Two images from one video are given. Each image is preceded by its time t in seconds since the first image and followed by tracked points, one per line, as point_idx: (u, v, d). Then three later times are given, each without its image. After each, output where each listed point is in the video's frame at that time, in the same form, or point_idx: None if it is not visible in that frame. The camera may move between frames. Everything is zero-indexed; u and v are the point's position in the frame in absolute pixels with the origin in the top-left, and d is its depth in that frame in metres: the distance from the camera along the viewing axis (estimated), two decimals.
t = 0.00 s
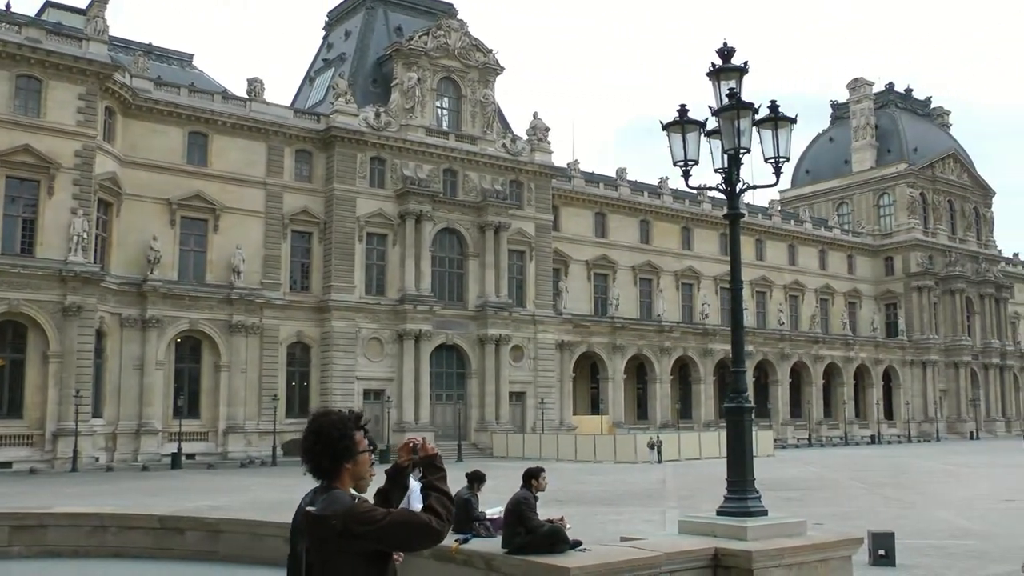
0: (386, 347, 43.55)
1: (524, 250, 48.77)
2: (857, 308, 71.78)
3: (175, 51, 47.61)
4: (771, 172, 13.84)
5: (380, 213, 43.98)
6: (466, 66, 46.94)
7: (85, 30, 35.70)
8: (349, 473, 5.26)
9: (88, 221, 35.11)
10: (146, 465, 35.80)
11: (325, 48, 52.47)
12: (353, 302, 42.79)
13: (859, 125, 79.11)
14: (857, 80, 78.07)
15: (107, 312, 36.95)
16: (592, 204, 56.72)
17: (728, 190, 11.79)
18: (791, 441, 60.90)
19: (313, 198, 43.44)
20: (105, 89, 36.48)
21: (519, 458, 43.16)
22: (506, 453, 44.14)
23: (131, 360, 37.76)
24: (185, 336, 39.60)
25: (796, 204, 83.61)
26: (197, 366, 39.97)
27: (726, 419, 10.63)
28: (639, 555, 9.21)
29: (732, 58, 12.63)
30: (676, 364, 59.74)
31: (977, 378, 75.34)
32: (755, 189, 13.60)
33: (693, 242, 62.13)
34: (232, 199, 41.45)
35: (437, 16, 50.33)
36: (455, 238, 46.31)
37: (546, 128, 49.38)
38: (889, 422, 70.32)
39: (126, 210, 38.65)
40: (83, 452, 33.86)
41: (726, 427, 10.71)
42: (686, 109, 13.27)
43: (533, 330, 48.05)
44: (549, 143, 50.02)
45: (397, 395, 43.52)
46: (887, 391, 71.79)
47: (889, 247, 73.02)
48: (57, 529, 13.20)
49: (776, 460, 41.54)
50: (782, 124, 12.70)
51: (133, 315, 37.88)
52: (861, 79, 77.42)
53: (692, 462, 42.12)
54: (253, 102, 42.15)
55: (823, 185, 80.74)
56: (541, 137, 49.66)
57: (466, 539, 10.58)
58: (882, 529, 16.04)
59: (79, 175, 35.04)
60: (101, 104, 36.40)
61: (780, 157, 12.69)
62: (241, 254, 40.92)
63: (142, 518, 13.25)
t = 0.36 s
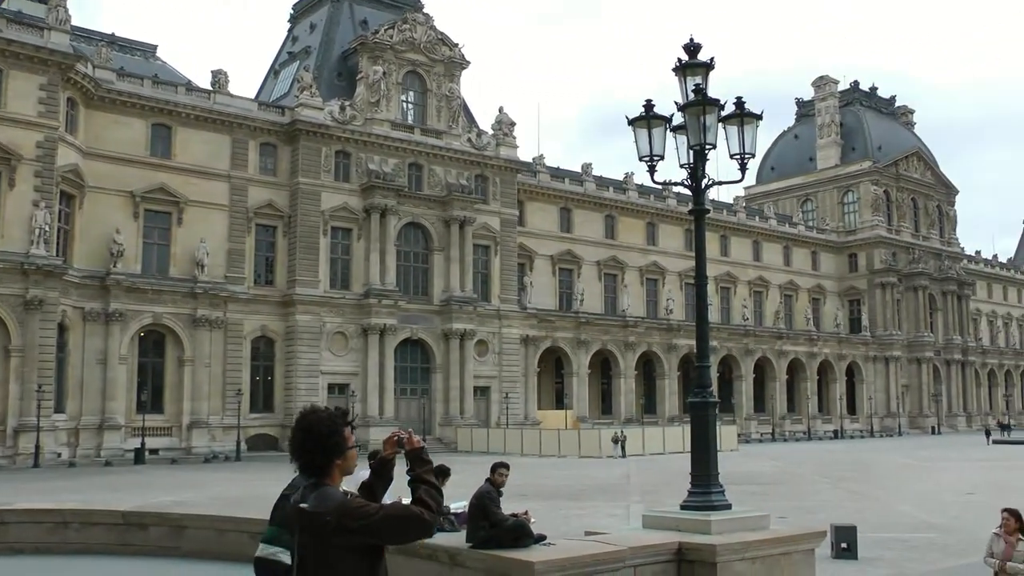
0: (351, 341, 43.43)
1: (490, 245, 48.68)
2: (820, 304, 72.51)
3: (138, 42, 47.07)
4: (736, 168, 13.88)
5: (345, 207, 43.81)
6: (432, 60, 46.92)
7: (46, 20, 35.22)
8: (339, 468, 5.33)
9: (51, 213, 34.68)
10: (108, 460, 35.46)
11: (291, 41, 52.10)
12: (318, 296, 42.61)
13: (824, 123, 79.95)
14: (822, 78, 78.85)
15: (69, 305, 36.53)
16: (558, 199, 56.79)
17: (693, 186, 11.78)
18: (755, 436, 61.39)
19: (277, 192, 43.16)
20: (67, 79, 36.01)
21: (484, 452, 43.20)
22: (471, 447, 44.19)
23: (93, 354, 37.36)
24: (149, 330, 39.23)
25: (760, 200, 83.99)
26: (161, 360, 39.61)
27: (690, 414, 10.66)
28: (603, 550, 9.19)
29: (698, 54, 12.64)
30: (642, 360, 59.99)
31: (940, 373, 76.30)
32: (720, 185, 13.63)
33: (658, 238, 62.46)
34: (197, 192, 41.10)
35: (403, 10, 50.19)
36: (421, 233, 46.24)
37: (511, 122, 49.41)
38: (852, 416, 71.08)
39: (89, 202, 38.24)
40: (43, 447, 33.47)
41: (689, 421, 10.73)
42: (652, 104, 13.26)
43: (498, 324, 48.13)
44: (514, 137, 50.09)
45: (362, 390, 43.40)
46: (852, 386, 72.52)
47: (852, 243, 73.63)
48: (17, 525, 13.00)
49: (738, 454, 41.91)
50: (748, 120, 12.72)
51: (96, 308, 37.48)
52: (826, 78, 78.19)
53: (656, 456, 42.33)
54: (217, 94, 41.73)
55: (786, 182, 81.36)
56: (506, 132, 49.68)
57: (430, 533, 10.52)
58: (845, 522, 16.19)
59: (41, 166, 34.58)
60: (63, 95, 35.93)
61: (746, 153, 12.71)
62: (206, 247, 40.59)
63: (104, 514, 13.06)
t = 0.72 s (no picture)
0: (315, 337, 43.22)
1: (455, 241, 48.66)
2: (785, 301, 73.24)
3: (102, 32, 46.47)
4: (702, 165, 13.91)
5: (310, 202, 43.60)
6: (398, 55, 46.82)
7: (7, 10, 34.76)
8: (328, 463, 5.55)
9: (13, 206, 34.20)
10: (70, 457, 35.09)
11: (256, 34, 51.63)
12: (283, 292, 42.36)
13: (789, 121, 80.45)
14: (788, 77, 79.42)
15: (31, 300, 36.06)
16: (524, 195, 56.79)
17: (658, 183, 11.79)
18: (719, 432, 61.74)
19: (241, 186, 42.85)
20: (29, 70, 35.50)
21: (448, 449, 43.22)
22: (436, 444, 44.26)
23: (56, 350, 36.92)
24: (112, 325, 38.83)
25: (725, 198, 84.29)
26: (124, 356, 39.22)
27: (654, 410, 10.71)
28: (566, 546, 9.20)
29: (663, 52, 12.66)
30: (607, 356, 60.20)
31: (903, 370, 77.28)
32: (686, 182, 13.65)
33: (623, 235, 62.69)
34: (161, 186, 40.73)
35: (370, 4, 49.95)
36: (386, 228, 46.16)
37: (477, 119, 49.38)
38: (816, 412, 71.79)
39: (52, 194, 37.79)
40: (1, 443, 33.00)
41: (654, 417, 10.78)
42: (617, 101, 13.26)
43: (463, 320, 48.13)
44: (480, 134, 50.08)
45: (326, 385, 43.21)
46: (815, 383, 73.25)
47: (816, 241, 74.35)
48: None
49: (701, 450, 42.18)
50: (712, 118, 12.75)
51: (59, 303, 37.04)
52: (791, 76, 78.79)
53: (621, 453, 42.55)
54: (181, 88, 41.32)
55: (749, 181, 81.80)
56: (472, 128, 49.66)
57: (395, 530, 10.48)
58: (807, 517, 16.34)
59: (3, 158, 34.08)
60: (25, 86, 35.42)
61: (711, 151, 12.74)
62: (169, 242, 40.24)
63: (64, 512, 12.89)
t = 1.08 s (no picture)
0: (279, 332, 42.99)
1: (421, 236, 48.64)
2: (750, 300, 73.69)
3: (66, 21, 45.92)
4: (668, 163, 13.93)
5: (275, 196, 43.42)
6: (365, 50, 46.74)
7: None
8: (301, 458, 5.54)
9: None
10: (30, 452, 34.70)
11: (223, 26, 51.19)
12: (247, 286, 42.08)
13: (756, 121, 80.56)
14: (754, 76, 79.46)
15: None
16: (490, 191, 56.78)
17: (623, 181, 11.80)
18: (683, 429, 61.99)
19: (207, 179, 42.53)
20: None
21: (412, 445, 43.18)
22: (400, 440, 44.24)
23: (17, 343, 36.46)
24: (74, 318, 38.39)
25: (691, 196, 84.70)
26: (86, 349, 38.81)
27: (619, 407, 10.73)
28: (529, 543, 9.20)
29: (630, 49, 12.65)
30: (572, 353, 60.27)
31: (866, 369, 78.12)
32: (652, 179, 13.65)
33: (589, 232, 62.92)
34: (126, 178, 40.35)
35: None
36: (351, 223, 46.04)
37: (444, 114, 49.35)
38: (779, 410, 72.29)
39: (14, 185, 37.29)
40: None
41: (618, 414, 10.80)
42: (584, 98, 13.24)
43: (428, 316, 48.08)
44: (447, 129, 50.07)
45: (290, 380, 42.99)
46: (779, 380, 73.73)
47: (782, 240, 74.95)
48: None
49: (664, 448, 42.44)
50: (678, 116, 12.76)
51: (20, 295, 36.56)
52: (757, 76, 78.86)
53: (584, 450, 42.66)
54: (147, 79, 40.92)
55: (715, 179, 82.30)
56: (439, 124, 49.63)
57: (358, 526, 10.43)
58: (770, 514, 16.47)
59: None
60: None
61: (677, 148, 12.76)
62: (134, 234, 39.85)
63: (23, 508, 12.75)
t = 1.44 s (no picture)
0: (244, 327, 42.78)
1: (387, 232, 48.58)
2: (716, 296, 74.29)
3: (29, 12, 45.35)
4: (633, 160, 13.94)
5: (241, 190, 43.16)
6: (331, 45, 46.64)
7: None
8: (268, 454, 5.52)
9: None
10: None
11: (189, 18, 50.72)
12: (211, 281, 41.78)
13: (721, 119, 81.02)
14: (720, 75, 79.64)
15: None
16: (455, 187, 56.77)
17: (588, 178, 11.81)
18: (648, 425, 62.31)
19: (171, 173, 42.17)
20: None
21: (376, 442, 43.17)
22: (364, 436, 44.28)
23: None
24: (36, 313, 37.91)
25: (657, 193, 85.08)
26: (49, 345, 38.36)
27: (584, 403, 10.76)
28: (493, 540, 9.22)
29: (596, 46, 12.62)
30: (538, 349, 60.33)
31: (829, 366, 78.99)
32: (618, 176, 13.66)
33: (554, 228, 63.18)
34: (89, 171, 39.92)
35: None
36: (316, 218, 45.95)
37: (410, 110, 49.33)
38: (744, 406, 72.77)
39: None
40: None
41: (583, 411, 10.82)
42: (550, 95, 13.21)
43: (393, 312, 48.14)
44: (413, 125, 50.08)
45: (254, 376, 42.79)
46: (743, 377, 74.10)
47: (747, 238, 75.38)
48: None
49: (627, 444, 42.70)
50: (644, 114, 12.76)
51: None
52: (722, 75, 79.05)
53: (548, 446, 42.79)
54: (110, 71, 40.50)
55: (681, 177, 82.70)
56: (405, 119, 49.61)
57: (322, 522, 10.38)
58: (734, 510, 16.59)
59: None
60: None
61: (642, 147, 12.78)
62: (97, 229, 39.41)
63: None
